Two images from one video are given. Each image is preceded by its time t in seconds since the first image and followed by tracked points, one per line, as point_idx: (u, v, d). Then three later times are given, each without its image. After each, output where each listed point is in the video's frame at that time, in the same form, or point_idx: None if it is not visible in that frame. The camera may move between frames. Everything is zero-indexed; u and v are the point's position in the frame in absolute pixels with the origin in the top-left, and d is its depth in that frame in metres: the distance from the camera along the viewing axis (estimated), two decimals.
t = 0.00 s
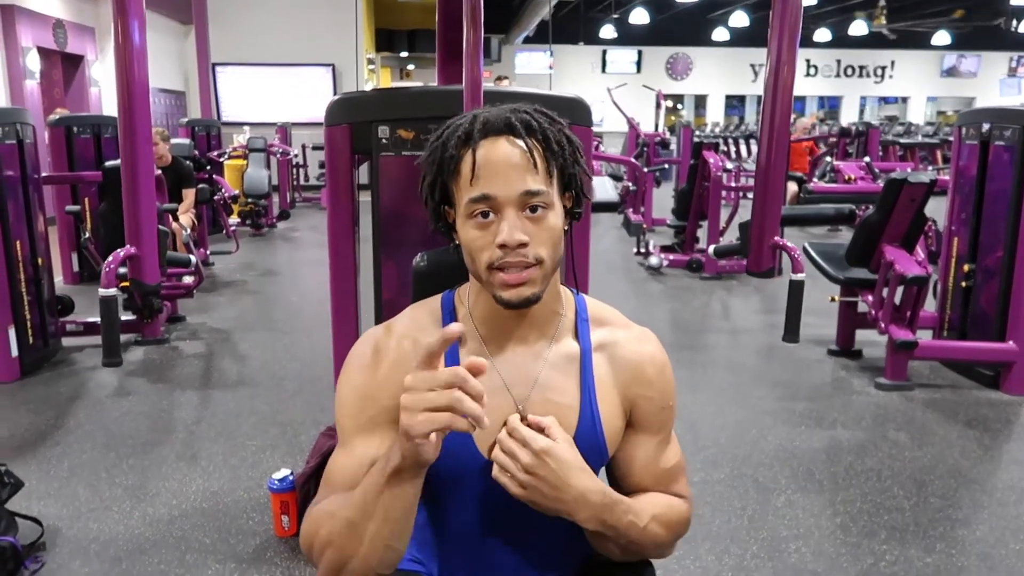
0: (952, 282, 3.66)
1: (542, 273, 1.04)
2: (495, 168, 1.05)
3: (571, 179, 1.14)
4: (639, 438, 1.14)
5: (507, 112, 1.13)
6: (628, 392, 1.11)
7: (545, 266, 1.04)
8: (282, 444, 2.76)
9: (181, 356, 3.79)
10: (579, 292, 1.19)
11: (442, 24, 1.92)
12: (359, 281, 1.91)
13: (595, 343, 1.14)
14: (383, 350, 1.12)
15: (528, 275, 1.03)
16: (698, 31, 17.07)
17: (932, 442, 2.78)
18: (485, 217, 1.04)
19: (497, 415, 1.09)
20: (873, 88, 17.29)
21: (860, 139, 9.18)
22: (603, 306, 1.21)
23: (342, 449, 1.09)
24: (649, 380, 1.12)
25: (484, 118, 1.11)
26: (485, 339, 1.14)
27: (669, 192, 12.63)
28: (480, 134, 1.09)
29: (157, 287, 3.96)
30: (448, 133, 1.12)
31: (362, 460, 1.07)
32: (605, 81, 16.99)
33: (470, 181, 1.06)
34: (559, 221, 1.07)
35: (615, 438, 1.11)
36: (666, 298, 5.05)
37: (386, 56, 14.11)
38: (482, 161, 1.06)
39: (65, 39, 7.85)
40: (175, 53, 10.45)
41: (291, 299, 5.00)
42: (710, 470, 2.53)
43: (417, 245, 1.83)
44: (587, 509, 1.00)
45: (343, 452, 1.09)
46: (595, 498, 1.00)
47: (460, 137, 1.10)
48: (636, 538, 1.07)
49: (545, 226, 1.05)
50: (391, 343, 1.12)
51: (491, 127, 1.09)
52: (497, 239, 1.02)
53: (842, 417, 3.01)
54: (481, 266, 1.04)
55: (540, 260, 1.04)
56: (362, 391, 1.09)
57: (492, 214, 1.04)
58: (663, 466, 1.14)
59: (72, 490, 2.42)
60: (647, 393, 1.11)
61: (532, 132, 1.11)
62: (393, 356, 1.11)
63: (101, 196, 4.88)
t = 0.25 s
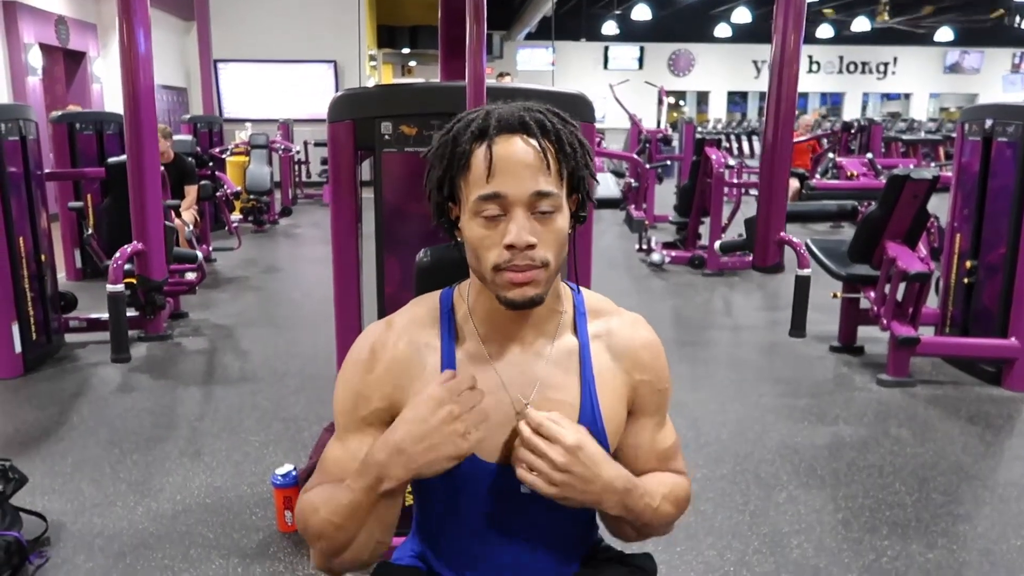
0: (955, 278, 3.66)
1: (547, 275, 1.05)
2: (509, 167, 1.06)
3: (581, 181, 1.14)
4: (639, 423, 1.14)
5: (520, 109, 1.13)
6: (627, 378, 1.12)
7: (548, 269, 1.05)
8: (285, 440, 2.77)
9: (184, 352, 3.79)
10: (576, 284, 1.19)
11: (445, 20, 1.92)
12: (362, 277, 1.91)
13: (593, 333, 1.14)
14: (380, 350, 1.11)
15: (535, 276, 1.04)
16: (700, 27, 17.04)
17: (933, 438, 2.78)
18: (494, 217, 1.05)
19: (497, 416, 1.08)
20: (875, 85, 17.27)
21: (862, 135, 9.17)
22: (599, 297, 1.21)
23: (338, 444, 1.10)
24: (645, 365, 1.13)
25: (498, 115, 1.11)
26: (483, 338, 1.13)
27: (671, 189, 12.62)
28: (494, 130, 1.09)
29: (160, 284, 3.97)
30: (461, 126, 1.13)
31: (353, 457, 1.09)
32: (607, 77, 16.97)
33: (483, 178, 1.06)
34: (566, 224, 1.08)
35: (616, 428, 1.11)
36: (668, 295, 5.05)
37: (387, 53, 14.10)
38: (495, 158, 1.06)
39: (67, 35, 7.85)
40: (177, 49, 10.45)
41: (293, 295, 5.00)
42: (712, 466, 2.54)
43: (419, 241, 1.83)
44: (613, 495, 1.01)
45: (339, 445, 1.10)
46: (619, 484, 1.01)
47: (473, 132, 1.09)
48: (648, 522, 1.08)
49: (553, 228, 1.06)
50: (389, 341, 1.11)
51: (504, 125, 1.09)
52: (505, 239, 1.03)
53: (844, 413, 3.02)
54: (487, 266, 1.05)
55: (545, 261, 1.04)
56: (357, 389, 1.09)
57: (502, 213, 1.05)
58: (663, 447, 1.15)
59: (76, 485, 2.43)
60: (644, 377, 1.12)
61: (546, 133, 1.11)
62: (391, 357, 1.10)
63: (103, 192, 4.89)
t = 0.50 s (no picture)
0: (955, 275, 3.66)
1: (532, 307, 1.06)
2: (508, 205, 1.03)
3: (579, 214, 1.11)
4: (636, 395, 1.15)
5: (524, 132, 1.08)
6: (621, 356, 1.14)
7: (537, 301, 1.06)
8: (286, 436, 2.77)
9: (185, 349, 3.80)
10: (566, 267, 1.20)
11: (447, 17, 1.92)
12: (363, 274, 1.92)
13: (583, 315, 1.16)
14: (380, 330, 1.12)
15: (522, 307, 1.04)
16: (701, 25, 17.02)
17: (934, 435, 2.79)
18: (489, 250, 1.04)
19: (495, 400, 1.09)
20: (876, 82, 17.25)
21: (863, 133, 9.16)
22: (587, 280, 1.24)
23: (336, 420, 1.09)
24: (638, 339, 1.15)
25: (500, 142, 1.06)
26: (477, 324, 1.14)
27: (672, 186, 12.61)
28: (498, 161, 1.05)
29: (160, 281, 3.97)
30: (464, 145, 1.08)
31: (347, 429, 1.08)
32: (608, 75, 16.96)
33: (485, 210, 1.04)
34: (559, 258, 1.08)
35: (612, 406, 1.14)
36: (669, 292, 5.05)
37: (387, 50, 14.09)
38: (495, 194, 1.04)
39: (67, 33, 7.85)
40: (177, 47, 10.44)
41: (294, 292, 5.01)
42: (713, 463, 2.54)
43: (420, 238, 1.84)
44: (637, 408, 1.03)
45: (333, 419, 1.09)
46: (644, 399, 1.04)
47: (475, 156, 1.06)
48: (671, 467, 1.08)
49: (545, 264, 1.06)
50: (389, 325, 1.13)
51: (509, 155, 1.05)
52: (495, 274, 1.04)
53: (844, 411, 3.02)
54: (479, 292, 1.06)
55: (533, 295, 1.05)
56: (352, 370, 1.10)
57: (495, 249, 1.04)
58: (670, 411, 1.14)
59: (78, 482, 2.43)
60: (639, 351, 1.15)
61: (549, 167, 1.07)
62: (388, 339, 1.11)
63: (104, 190, 4.89)
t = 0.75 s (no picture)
0: (950, 272, 3.67)
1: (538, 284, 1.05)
2: (508, 186, 1.03)
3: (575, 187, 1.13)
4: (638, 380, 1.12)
5: (520, 117, 1.08)
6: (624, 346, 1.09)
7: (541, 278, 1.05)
8: (284, 433, 2.77)
9: (182, 346, 3.79)
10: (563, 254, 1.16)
11: (445, 14, 1.92)
12: (361, 271, 1.92)
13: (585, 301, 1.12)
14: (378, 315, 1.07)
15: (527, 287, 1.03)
16: (698, 22, 17.03)
17: (929, 431, 2.80)
18: (492, 230, 1.03)
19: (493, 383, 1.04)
20: (872, 80, 17.27)
21: (860, 130, 9.17)
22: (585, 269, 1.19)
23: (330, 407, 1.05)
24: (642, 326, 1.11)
25: (497, 129, 1.06)
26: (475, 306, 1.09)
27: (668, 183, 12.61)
28: (497, 145, 1.05)
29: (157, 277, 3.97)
30: (461, 132, 1.08)
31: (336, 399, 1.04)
32: (605, 72, 16.96)
33: (485, 193, 1.03)
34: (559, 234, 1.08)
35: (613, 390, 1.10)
36: (666, 289, 5.06)
37: (384, 47, 14.07)
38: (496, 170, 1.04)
39: (62, 28, 7.82)
40: (173, 43, 10.41)
41: (291, 289, 5.00)
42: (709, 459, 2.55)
43: (419, 234, 1.84)
44: (644, 348, 1.08)
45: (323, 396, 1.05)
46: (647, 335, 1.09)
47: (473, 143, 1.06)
48: (684, 423, 1.07)
49: (547, 241, 1.05)
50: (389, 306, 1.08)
51: (507, 137, 1.05)
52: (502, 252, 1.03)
53: (840, 407, 3.03)
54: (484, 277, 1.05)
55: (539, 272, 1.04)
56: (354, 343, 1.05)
57: (498, 228, 1.03)
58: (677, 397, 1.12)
59: (75, 478, 2.43)
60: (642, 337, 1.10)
61: (543, 145, 1.08)
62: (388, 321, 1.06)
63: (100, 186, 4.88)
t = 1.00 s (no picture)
0: (944, 266, 3.69)
1: (537, 261, 1.04)
2: (502, 162, 1.05)
3: (569, 170, 1.14)
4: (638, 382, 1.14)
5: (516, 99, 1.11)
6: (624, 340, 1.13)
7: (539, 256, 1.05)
8: (281, 426, 2.78)
9: (178, 340, 3.79)
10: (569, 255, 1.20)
11: (442, 8, 1.92)
12: (358, 264, 1.92)
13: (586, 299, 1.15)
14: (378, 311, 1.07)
15: (525, 264, 1.03)
16: (693, 16, 17.02)
17: (923, 424, 2.82)
18: (489, 206, 1.05)
19: (495, 369, 1.07)
20: (867, 74, 17.29)
21: (854, 125, 9.20)
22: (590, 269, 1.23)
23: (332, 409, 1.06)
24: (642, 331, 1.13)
25: (493, 108, 1.10)
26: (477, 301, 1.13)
27: (664, 178, 12.62)
28: (490, 124, 1.08)
29: (152, 271, 3.97)
30: (456, 115, 1.11)
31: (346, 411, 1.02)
32: (600, 66, 16.94)
33: (481, 170, 1.05)
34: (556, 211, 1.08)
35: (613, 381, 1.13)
36: (661, 283, 5.07)
37: (379, 41, 14.02)
38: (491, 146, 1.06)
39: (55, 21, 7.78)
40: (167, 36, 10.36)
41: (286, 283, 5.00)
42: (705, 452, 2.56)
43: (417, 228, 1.84)
44: (635, 379, 1.00)
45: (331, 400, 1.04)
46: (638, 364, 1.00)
47: (470, 123, 1.09)
48: (681, 438, 1.03)
49: (544, 218, 1.06)
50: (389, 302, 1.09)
51: (501, 116, 1.09)
52: (501, 229, 1.03)
53: (835, 400, 3.05)
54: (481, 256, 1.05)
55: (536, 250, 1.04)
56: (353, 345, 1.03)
57: (495, 203, 1.05)
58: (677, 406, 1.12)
59: (71, 472, 2.43)
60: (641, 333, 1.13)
61: (537, 124, 1.11)
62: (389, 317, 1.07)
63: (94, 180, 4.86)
